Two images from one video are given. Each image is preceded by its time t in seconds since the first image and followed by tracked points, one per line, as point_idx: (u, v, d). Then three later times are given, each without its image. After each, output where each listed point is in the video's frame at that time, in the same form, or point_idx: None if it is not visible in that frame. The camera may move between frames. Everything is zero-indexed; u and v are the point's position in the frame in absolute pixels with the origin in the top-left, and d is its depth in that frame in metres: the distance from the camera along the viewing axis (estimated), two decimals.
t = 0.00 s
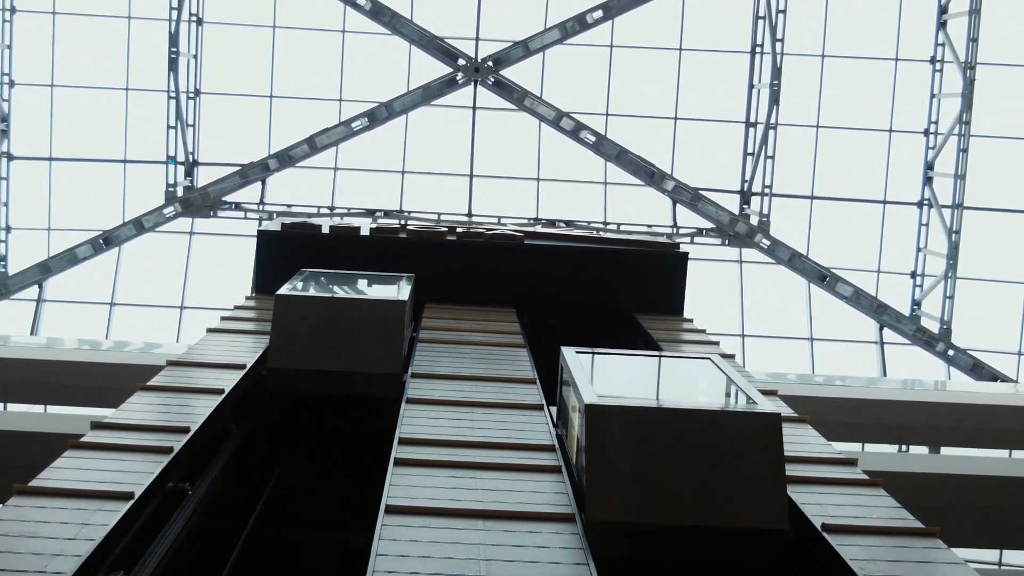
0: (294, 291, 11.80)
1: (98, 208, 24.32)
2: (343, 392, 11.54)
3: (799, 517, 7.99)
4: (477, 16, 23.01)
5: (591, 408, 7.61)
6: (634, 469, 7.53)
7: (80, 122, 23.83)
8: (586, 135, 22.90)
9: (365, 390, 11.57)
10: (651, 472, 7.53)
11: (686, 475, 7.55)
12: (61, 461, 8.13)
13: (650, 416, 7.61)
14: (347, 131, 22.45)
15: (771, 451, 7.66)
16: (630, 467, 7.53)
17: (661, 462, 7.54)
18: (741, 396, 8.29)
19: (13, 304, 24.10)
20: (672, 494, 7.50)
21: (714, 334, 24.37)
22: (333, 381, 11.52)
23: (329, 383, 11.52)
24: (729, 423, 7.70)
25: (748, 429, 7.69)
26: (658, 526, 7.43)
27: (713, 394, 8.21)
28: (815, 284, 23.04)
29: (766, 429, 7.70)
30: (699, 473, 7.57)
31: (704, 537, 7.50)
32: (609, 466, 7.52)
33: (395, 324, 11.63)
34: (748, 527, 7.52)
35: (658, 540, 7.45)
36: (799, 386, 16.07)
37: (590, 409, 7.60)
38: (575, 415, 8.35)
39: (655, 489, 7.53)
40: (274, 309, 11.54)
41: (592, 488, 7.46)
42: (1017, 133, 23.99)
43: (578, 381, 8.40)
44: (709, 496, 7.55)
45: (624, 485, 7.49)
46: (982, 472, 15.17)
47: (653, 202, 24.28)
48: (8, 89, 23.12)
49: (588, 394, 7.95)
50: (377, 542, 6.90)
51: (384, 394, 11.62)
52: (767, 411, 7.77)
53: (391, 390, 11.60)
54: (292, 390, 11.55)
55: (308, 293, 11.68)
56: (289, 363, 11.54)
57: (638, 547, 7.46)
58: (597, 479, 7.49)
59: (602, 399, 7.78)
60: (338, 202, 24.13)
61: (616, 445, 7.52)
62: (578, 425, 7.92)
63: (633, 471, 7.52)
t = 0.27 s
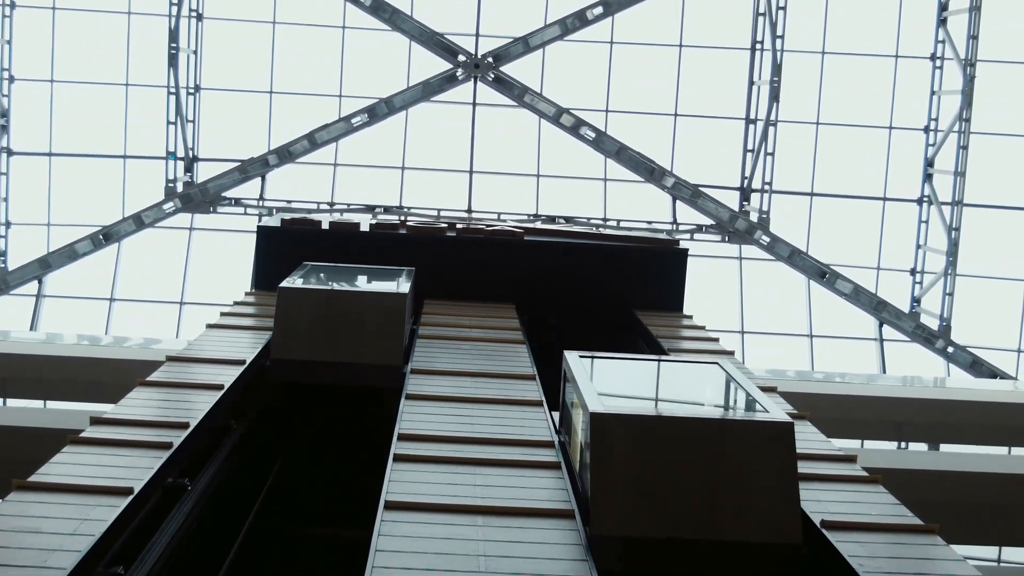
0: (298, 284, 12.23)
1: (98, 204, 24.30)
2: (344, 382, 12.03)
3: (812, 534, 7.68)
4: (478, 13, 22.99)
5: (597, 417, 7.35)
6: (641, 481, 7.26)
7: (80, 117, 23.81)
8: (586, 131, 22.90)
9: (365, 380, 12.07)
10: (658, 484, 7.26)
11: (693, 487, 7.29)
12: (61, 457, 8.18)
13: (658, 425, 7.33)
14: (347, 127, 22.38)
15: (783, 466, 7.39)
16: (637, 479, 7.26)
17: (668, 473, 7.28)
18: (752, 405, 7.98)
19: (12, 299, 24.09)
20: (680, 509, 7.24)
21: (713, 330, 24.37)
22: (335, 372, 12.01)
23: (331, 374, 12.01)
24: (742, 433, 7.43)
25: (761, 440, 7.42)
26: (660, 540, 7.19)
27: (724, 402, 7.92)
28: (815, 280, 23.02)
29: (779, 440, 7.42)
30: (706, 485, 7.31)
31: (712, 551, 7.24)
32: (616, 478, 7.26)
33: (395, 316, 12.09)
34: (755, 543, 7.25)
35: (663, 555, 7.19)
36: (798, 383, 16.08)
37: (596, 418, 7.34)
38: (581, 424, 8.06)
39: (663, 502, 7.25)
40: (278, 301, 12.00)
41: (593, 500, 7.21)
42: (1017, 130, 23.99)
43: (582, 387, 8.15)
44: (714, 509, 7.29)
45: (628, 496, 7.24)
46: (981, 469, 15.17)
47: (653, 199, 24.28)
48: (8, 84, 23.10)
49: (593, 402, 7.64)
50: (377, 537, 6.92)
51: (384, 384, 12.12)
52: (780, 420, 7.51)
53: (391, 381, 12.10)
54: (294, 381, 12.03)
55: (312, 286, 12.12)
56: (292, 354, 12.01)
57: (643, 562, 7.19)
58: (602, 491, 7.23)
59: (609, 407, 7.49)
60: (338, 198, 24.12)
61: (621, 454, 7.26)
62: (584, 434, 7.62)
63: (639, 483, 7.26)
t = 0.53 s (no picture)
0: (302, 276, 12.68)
1: (99, 199, 24.30)
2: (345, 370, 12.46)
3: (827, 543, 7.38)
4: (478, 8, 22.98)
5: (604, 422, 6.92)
6: (650, 492, 6.84)
7: (79, 112, 23.79)
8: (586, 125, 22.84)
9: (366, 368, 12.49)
10: (670, 493, 6.86)
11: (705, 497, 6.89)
12: (61, 451, 8.22)
13: (665, 430, 6.94)
14: (347, 122, 22.37)
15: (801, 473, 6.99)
16: (645, 487, 6.85)
17: (678, 481, 6.88)
18: (761, 409, 7.67)
19: (13, 292, 24.10)
20: (693, 518, 6.84)
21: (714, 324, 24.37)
22: (337, 359, 12.43)
23: (333, 360, 12.43)
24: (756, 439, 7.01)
25: (778, 447, 7.00)
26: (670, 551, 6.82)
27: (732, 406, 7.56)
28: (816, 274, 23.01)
29: (796, 446, 7.02)
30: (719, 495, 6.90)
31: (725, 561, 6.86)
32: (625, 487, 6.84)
33: (397, 307, 12.49)
34: (771, 553, 6.87)
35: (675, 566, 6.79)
36: (798, 377, 16.06)
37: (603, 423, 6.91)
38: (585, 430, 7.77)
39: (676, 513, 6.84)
40: (281, 290, 12.36)
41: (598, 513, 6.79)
42: (1018, 124, 23.95)
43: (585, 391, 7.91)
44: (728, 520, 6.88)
45: (635, 508, 6.83)
46: (981, 463, 15.18)
47: (653, 192, 24.28)
48: (9, 79, 23.10)
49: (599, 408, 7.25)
50: (377, 532, 6.92)
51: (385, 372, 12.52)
52: (793, 424, 7.11)
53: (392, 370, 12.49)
54: (297, 368, 12.41)
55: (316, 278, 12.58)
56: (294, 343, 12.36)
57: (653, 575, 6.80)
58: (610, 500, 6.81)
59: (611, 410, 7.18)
60: (339, 193, 24.09)
61: (628, 461, 6.87)
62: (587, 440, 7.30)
63: (646, 491, 6.85)
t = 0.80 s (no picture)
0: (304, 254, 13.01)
1: (100, 180, 24.26)
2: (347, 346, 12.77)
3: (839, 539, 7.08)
4: None
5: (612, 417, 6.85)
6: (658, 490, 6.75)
7: (79, 93, 23.76)
8: (587, 106, 22.84)
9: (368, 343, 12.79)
10: (678, 491, 6.75)
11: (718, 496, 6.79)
12: (63, 432, 8.27)
13: (679, 424, 6.86)
14: (348, 103, 22.34)
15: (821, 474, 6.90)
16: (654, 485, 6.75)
17: (689, 478, 6.78)
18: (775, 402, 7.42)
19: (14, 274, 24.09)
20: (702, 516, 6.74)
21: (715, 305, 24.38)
22: (339, 334, 12.83)
23: (335, 336, 12.82)
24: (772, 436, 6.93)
25: (795, 446, 6.92)
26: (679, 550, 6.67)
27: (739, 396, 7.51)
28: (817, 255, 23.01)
29: (815, 446, 6.93)
30: (733, 494, 6.80)
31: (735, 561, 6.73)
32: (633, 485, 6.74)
33: (397, 283, 12.93)
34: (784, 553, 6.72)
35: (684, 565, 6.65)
36: (799, 357, 16.08)
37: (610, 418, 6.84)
38: (589, 416, 7.72)
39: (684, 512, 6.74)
40: (284, 269, 12.83)
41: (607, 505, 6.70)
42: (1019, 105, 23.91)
43: (590, 379, 7.82)
44: (741, 520, 6.78)
45: (646, 503, 6.73)
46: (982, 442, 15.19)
47: (654, 174, 24.24)
48: (9, 60, 23.07)
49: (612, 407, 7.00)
50: (380, 511, 6.95)
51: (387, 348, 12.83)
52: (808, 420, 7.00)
53: (393, 346, 12.79)
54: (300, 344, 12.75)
55: (318, 258, 12.93)
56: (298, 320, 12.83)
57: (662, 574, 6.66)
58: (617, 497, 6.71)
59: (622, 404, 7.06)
60: (339, 174, 24.04)
61: (638, 457, 6.78)
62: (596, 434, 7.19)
63: (655, 488, 6.75)
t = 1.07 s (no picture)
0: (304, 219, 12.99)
1: (99, 146, 24.21)
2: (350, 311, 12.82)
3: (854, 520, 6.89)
4: None
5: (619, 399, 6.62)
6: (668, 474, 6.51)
7: (79, 58, 23.70)
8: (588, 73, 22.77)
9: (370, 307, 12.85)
10: (689, 475, 6.52)
11: (731, 480, 6.55)
12: (64, 398, 8.31)
13: (688, 404, 6.63)
14: (348, 69, 22.26)
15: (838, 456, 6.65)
16: (664, 468, 6.51)
17: (700, 461, 6.55)
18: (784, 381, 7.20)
19: (14, 240, 24.09)
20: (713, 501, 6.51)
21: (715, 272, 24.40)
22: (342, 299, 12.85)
23: (337, 301, 12.84)
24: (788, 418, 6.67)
25: (811, 427, 6.68)
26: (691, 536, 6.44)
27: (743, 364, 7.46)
28: (818, 222, 22.85)
29: (830, 423, 6.70)
30: (746, 478, 6.56)
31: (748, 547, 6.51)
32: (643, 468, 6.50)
33: (399, 248, 12.95)
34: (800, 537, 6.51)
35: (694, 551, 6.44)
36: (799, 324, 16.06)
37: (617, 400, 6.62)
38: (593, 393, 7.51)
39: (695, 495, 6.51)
40: (286, 234, 12.82)
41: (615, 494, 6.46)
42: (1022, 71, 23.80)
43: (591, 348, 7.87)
44: (754, 506, 6.54)
45: (657, 488, 6.49)
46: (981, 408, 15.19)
47: (654, 140, 24.15)
48: (8, 25, 23.00)
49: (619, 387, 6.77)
50: (381, 477, 6.99)
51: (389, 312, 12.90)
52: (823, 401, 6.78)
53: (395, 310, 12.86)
54: (302, 309, 12.78)
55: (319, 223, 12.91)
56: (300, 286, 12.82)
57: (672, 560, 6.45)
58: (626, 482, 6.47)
59: (627, 379, 6.97)
60: (339, 140, 23.95)
61: (648, 440, 6.54)
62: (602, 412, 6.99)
63: (665, 472, 6.51)
